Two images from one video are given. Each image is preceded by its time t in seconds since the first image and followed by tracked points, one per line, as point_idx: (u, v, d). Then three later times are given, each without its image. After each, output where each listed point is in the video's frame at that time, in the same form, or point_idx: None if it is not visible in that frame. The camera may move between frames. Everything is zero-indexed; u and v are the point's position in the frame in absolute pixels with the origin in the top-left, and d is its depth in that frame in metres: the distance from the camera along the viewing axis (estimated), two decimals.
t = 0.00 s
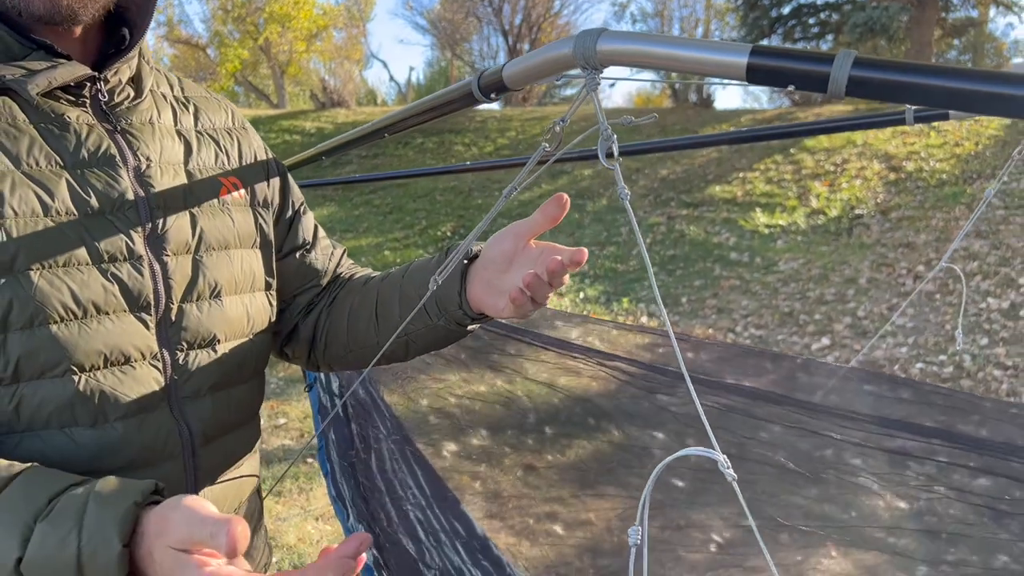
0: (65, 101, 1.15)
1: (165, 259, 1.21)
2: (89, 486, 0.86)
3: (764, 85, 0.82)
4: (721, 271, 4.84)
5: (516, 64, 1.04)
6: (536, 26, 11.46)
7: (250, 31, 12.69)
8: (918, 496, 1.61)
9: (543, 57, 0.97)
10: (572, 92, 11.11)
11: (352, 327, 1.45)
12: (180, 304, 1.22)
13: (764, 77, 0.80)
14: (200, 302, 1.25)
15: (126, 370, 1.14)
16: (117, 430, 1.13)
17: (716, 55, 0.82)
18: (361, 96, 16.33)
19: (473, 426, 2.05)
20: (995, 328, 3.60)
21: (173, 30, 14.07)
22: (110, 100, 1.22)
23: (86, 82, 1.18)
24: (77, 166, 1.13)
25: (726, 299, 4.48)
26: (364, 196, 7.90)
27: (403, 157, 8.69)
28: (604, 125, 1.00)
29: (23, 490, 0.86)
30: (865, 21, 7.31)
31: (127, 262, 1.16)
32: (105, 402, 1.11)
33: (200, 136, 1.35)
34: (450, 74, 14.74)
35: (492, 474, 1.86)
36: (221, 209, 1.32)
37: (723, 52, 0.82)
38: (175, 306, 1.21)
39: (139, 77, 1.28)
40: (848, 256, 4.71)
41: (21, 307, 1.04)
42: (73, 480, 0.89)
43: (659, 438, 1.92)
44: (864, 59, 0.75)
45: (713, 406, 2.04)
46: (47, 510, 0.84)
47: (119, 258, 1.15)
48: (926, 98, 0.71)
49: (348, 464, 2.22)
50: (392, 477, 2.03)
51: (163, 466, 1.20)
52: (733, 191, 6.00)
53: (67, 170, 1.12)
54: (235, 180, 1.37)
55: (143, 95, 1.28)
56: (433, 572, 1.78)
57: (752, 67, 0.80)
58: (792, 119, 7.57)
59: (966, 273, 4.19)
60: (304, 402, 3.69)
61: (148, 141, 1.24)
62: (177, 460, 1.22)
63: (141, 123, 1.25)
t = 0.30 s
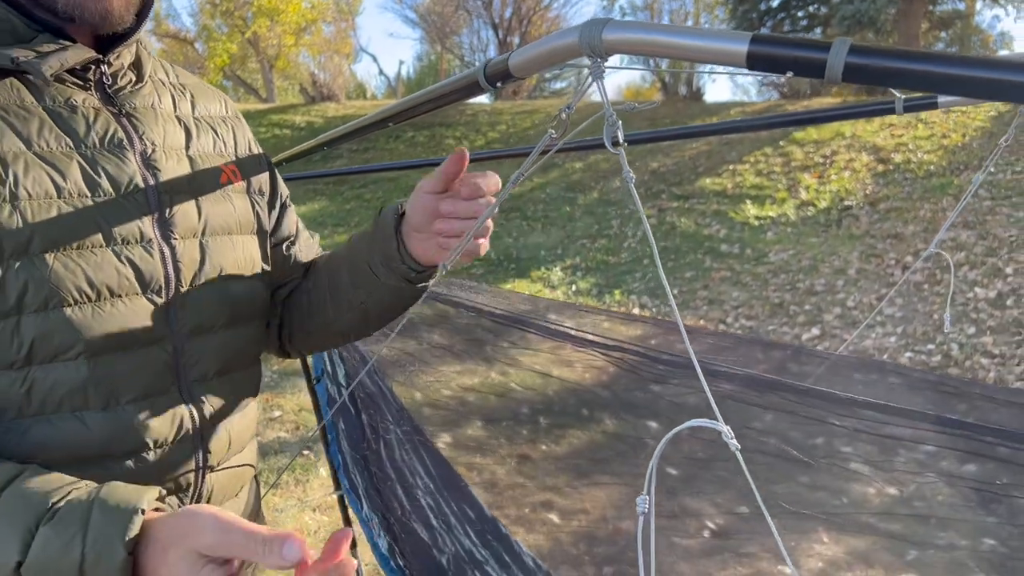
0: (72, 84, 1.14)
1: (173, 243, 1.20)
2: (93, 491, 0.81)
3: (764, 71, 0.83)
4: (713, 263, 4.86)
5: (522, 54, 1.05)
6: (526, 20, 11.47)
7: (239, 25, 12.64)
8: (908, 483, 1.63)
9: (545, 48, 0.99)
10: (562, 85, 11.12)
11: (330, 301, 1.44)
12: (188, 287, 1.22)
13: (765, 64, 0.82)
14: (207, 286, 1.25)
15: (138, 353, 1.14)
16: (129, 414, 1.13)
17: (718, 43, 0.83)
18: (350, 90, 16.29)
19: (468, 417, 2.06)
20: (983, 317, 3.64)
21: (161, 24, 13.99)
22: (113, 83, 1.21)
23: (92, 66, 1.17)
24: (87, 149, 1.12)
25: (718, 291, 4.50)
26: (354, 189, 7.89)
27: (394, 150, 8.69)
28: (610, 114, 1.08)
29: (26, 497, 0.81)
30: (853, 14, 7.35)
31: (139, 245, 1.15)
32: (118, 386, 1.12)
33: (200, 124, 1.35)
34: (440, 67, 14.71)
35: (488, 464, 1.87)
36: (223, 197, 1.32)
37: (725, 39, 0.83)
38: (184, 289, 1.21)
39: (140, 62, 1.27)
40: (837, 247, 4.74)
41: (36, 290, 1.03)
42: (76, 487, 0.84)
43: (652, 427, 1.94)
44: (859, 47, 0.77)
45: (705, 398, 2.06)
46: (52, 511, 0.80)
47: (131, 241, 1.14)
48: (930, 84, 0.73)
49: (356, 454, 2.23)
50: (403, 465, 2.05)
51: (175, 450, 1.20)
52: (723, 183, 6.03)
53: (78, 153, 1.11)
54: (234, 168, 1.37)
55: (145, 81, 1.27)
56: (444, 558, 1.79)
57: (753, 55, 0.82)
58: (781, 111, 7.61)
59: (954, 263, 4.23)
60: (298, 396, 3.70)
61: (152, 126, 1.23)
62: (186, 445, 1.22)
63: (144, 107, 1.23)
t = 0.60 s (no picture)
0: (55, 72, 0.92)
1: (173, 252, 1.02)
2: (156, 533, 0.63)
3: (771, 57, 0.84)
4: (704, 255, 4.88)
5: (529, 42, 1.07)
6: (516, 14, 11.46)
7: (226, 20, 12.60)
8: (901, 472, 1.65)
9: (556, 38, 1.00)
10: (552, 79, 11.12)
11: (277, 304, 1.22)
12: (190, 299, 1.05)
13: (772, 51, 0.82)
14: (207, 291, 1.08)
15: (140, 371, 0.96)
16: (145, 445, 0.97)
17: (728, 30, 0.83)
18: (340, 85, 16.25)
19: (464, 409, 2.07)
20: (974, 307, 3.66)
21: (148, 20, 13.91)
22: (91, 69, 0.99)
23: (69, 51, 0.95)
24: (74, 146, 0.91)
25: (710, 283, 4.53)
26: (345, 185, 7.88)
27: (384, 146, 8.68)
28: (620, 102, 1.11)
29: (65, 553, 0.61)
30: (842, 6, 7.37)
31: (137, 257, 0.96)
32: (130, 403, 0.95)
33: (179, 108, 1.14)
34: (429, 62, 14.69)
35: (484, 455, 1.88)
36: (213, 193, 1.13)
37: (732, 26, 0.83)
38: (185, 297, 1.04)
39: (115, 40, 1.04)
40: (828, 239, 4.77)
41: (37, 315, 0.84)
42: (128, 531, 0.64)
43: (647, 419, 1.95)
44: (868, 34, 0.77)
45: (699, 390, 2.08)
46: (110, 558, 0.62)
47: (131, 250, 0.96)
48: (927, 70, 0.74)
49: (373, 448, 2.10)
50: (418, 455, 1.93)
51: (187, 473, 1.05)
52: (714, 175, 6.05)
53: (69, 152, 0.90)
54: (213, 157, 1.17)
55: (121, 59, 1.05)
56: (465, 546, 1.68)
57: (761, 40, 0.82)
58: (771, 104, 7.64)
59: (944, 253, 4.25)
60: (292, 391, 3.70)
61: (144, 120, 1.03)
62: (198, 464, 1.07)
63: (129, 99, 1.02)
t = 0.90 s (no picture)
0: None
1: (111, 266, 1.01)
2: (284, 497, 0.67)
3: (770, 49, 0.87)
4: (695, 247, 4.91)
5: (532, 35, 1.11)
6: (503, 9, 11.46)
7: (212, 17, 12.56)
8: (892, 458, 1.67)
9: (562, 31, 1.05)
10: (539, 73, 11.13)
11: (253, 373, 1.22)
12: (134, 322, 1.03)
13: (769, 43, 0.85)
14: (153, 313, 1.07)
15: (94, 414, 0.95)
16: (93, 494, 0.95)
17: (724, 24, 0.87)
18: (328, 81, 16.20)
19: (459, 403, 2.08)
20: (961, 295, 3.70)
21: (133, 17, 13.82)
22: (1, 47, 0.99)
23: None
24: None
25: (701, 275, 4.55)
26: (336, 181, 7.87)
27: (374, 142, 8.67)
28: (622, 94, 1.15)
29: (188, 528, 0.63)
30: None
31: (73, 271, 0.96)
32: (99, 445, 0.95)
33: (105, 93, 1.14)
34: (416, 58, 14.67)
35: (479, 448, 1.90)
36: (151, 195, 1.12)
37: (728, 19, 0.87)
38: (131, 321, 1.02)
39: (28, 22, 1.03)
40: (818, 230, 4.80)
41: None
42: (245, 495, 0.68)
43: (641, 410, 1.97)
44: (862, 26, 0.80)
45: (692, 379, 2.09)
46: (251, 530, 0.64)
47: (65, 271, 0.95)
48: (909, 57, 0.76)
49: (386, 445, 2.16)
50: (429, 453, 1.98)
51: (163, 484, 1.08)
52: (704, 168, 6.08)
53: None
54: (149, 150, 1.17)
55: (36, 42, 1.04)
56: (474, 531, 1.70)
57: (757, 31, 0.86)
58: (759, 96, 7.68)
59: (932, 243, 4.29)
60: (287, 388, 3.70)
61: (61, 106, 1.03)
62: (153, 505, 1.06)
63: (43, 82, 1.02)
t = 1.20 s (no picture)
0: None
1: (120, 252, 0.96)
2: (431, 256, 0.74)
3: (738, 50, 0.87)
4: (684, 242, 4.93)
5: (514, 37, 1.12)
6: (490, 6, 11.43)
7: (197, 16, 12.56)
8: (880, 448, 1.69)
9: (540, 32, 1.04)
10: (526, 70, 11.13)
11: (273, 292, 1.27)
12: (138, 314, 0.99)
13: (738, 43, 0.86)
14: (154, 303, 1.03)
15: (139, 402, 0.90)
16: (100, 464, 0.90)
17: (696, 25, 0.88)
18: (314, 79, 16.14)
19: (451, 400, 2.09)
20: (948, 286, 3.72)
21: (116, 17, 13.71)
22: None
23: None
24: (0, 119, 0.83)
25: (690, 270, 4.57)
26: (324, 180, 7.86)
27: (361, 140, 8.65)
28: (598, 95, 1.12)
29: (364, 309, 0.68)
30: None
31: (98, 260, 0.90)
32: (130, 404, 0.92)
33: (61, 59, 1.04)
34: (403, 56, 14.63)
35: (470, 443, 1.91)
36: (130, 176, 1.07)
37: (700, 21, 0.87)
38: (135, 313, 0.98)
39: None
40: (805, 222, 4.82)
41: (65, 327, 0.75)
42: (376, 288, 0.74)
43: (632, 404, 1.98)
44: (824, 27, 0.80)
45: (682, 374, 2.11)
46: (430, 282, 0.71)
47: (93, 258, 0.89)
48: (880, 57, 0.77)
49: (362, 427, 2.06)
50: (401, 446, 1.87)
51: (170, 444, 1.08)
52: (692, 162, 6.10)
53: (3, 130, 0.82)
54: (116, 126, 1.09)
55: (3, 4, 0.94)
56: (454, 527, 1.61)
57: (725, 34, 0.86)
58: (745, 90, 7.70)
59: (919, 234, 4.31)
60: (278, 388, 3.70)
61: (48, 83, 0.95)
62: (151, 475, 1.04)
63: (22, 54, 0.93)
